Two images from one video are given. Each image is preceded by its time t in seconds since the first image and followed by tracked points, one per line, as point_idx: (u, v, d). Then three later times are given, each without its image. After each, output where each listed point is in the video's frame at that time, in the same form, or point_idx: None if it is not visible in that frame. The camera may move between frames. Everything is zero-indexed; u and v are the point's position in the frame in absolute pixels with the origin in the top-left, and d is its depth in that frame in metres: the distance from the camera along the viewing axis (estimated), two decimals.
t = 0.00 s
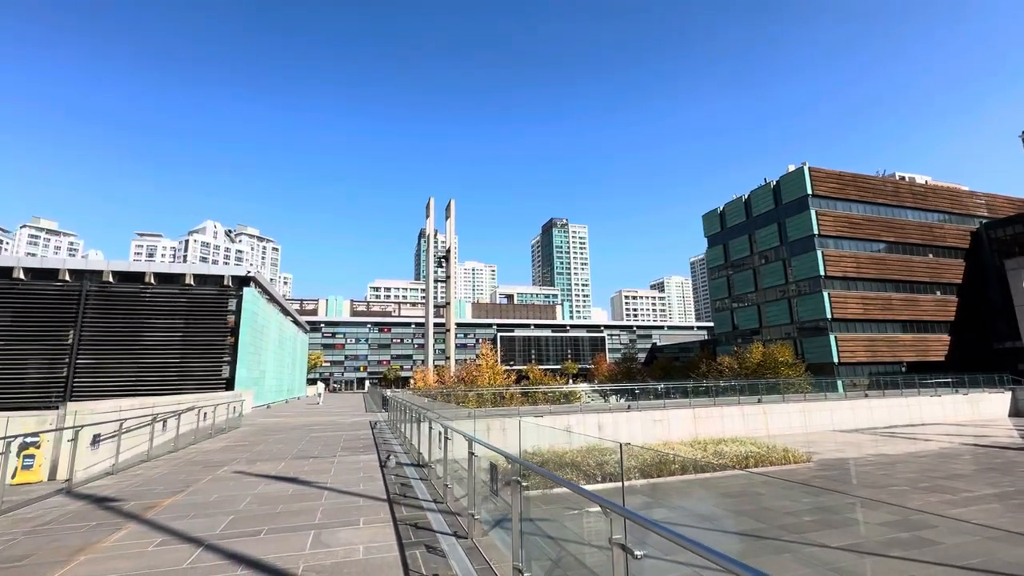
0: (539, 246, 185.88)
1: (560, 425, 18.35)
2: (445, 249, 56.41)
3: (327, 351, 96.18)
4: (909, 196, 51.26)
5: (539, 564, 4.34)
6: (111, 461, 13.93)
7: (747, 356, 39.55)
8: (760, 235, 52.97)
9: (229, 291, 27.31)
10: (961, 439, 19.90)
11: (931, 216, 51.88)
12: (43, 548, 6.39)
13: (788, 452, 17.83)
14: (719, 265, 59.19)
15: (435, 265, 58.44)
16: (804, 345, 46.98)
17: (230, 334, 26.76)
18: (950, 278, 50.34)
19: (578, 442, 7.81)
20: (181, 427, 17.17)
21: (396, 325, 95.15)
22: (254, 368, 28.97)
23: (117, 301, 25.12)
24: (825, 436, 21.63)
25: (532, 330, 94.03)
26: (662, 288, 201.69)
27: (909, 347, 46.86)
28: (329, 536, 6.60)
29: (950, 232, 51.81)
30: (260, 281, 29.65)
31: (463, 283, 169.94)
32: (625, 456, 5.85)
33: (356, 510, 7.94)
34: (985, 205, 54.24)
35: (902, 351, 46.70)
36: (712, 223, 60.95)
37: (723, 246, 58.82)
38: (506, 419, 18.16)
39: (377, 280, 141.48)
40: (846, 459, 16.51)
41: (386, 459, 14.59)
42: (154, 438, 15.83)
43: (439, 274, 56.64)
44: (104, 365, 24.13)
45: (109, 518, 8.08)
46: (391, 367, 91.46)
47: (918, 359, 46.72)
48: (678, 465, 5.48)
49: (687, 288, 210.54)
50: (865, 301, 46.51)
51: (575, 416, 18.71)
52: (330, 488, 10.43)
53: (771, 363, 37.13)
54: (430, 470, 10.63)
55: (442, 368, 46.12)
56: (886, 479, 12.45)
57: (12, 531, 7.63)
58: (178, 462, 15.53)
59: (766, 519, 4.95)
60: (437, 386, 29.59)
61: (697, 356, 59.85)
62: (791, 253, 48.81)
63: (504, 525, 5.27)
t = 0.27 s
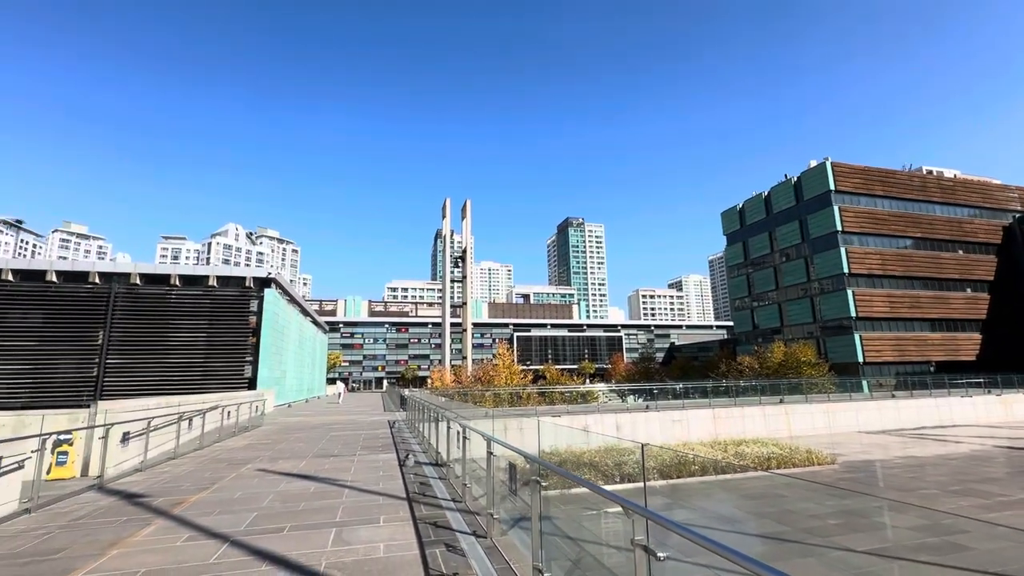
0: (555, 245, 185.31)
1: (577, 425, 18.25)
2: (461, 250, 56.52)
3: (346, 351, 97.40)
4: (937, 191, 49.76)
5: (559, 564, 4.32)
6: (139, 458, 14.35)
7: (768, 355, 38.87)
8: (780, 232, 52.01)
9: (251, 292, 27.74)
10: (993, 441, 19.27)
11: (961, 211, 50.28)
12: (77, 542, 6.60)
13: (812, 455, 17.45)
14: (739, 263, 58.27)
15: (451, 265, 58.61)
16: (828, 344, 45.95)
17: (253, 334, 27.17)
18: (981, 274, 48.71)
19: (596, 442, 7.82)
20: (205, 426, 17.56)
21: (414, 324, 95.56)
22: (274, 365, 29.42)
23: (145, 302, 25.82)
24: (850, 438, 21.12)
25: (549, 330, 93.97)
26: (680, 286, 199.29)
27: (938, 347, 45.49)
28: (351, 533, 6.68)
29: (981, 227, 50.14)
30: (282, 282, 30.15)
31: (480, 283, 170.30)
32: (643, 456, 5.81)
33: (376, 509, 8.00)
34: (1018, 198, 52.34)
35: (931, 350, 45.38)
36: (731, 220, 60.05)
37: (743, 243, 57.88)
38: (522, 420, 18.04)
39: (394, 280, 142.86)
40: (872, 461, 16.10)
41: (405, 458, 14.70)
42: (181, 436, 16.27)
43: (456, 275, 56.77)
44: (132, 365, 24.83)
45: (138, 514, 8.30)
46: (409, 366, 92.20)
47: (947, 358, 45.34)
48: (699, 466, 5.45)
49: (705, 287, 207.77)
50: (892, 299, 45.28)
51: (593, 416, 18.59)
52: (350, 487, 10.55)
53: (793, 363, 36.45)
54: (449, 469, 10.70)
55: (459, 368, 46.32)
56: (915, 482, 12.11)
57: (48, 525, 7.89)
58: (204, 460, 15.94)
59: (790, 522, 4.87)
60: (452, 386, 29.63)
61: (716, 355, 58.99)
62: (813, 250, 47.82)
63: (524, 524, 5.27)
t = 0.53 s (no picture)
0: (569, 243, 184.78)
1: (593, 424, 18.17)
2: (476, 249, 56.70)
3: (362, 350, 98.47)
4: (963, 184, 48.38)
5: (576, 565, 4.31)
6: (164, 455, 14.73)
7: (788, 353, 38.22)
8: (800, 229, 51.02)
9: (270, 292, 28.13)
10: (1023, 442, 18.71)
11: (989, 205, 48.82)
12: (106, 536, 6.78)
13: (833, 455, 17.13)
14: (757, 260, 57.35)
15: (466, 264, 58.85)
16: (849, 343, 45.00)
17: (271, 334, 27.54)
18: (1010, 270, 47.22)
19: (613, 441, 7.90)
20: (227, 424, 17.94)
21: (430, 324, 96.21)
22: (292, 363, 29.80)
23: (167, 302, 26.40)
24: (872, 438, 20.67)
25: (564, 329, 93.83)
26: (697, 285, 196.97)
27: (965, 345, 44.24)
28: (369, 531, 6.76)
29: (1010, 221, 48.60)
30: (300, 281, 30.55)
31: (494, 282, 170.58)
32: (660, 459, 5.91)
33: (393, 506, 8.08)
34: None
35: (958, 349, 44.16)
36: (749, 217, 59.12)
37: (761, 241, 56.97)
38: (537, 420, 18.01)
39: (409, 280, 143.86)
40: (895, 461, 15.74)
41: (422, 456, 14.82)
42: (203, 434, 16.65)
43: (471, 274, 56.99)
44: (156, 364, 25.47)
45: (162, 509, 8.49)
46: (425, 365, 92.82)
47: (975, 357, 44.09)
48: (717, 466, 5.42)
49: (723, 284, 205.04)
50: (917, 296, 44.10)
51: (609, 415, 18.49)
52: (368, 484, 10.68)
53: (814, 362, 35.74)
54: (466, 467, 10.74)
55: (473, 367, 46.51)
56: (942, 484, 11.82)
57: (77, 519, 8.12)
58: (226, 457, 16.28)
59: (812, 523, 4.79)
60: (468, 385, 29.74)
61: (734, 353, 58.21)
62: (834, 247, 46.81)
63: (541, 523, 5.26)
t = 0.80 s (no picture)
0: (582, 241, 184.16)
1: (607, 421, 18.18)
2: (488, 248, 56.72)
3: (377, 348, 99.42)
4: (989, 177, 47.09)
5: (592, 564, 4.31)
6: (186, 451, 15.03)
7: (806, 352, 37.52)
8: (818, 225, 50.07)
9: (285, 290, 28.59)
10: None
11: (1016, 198, 47.43)
12: (129, 530, 6.96)
13: (854, 455, 16.78)
14: (774, 257, 56.49)
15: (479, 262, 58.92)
16: (869, 341, 44.20)
17: (288, 333, 28.04)
18: None
19: (627, 440, 7.80)
20: (246, 420, 18.23)
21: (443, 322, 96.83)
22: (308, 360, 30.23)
23: (186, 301, 26.91)
24: (892, 438, 20.26)
25: (576, 326, 93.77)
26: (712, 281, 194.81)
27: (991, 343, 43.09)
28: (386, 527, 6.83)
29: None
30: (315, 280, 30.98)
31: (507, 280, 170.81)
32: (677, 456, 6.13)
33: (409, 504, 8.13)
34: None
35: (984, 347, 43.06)
36: (765, 213, 58.17)
37: (778, 237, 56.10)
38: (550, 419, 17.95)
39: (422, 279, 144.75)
40: (916, 461, 15.41)
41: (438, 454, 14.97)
42: (222, 431, 16.96)
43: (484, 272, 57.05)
44: (175, 361, 26.00)
45: (184, 504, 8.69)
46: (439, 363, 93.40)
47: (1001, 355, 42.95)
48: (734, 467, 5.41)
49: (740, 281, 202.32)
50: (940, 292, 43.04)
51: (622, 412, 18.48)
52: (384, 481, 10.77)
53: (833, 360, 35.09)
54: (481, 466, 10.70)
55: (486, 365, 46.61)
56: (967, 484, 11.54)
57: (103, 513, 8.34)
58: (245, 453, 16.58)
59: (831, 525, 4.79)
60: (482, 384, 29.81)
61: (750, 351, 57.61)
62: (854, 242, 45.87)
63: (557, 525, 5.21)
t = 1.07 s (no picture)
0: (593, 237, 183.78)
1: (621, 420, 18.04)
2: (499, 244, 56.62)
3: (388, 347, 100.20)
4: (1016, 169, 45.84)
5: (607, 563, 4.15)
6: (201, 448, 15.10)
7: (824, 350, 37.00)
8: (836, 220, 49.12)
9: (298, 289, 28.67)
10: None
11: None
12: (150, 525, 6.98)
13: (874, 455, 16.41)
14: (790, 253, 55.55)
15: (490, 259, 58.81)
16: (890, 339, 43.22)
17: (299, 330, 28.15)
18: None
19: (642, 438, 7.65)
20: (260, 418, 18.31)
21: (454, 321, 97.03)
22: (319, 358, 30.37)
23: (199, 301, 27.20)
24: (914, 438, 19.79)
25: (589, 324, 93.73)
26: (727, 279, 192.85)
27: (1016, 340, 41.99)
28: (398, 524, 6.77)
29: None
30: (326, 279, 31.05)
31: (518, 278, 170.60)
32: (693, 456, 6.24)
33: (421, 501, 8.05)
34: None
35: (1008, 344, 41.99)
36: (780, 208, 57.19)
37: (794, 232, 55.13)
38: (563, 418, 17.87)
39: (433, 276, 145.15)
40: (939, 461, 15.05)
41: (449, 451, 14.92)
42: (237, 428, 17.06)
43: (495, 269, 56.95)
44: (187, 360, 26.27)
45: (202, 500, 8.71)
46: (450, 363, 93.94)
47: None
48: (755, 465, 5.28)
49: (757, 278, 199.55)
50: (964, 289, 42.05)
51: (636, 411, 18.26)
52: (396, 478, 10.71)
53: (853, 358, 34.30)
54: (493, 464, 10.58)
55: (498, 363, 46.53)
56: (995, 487, 11.17)
57: (123, 508, 8.41)
58: (259, 450, 16.68)
59: (853, 526, 4.50)
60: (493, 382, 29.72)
61: (766, 348, 56.69)
62: (874, 237, 44.91)
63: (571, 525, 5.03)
